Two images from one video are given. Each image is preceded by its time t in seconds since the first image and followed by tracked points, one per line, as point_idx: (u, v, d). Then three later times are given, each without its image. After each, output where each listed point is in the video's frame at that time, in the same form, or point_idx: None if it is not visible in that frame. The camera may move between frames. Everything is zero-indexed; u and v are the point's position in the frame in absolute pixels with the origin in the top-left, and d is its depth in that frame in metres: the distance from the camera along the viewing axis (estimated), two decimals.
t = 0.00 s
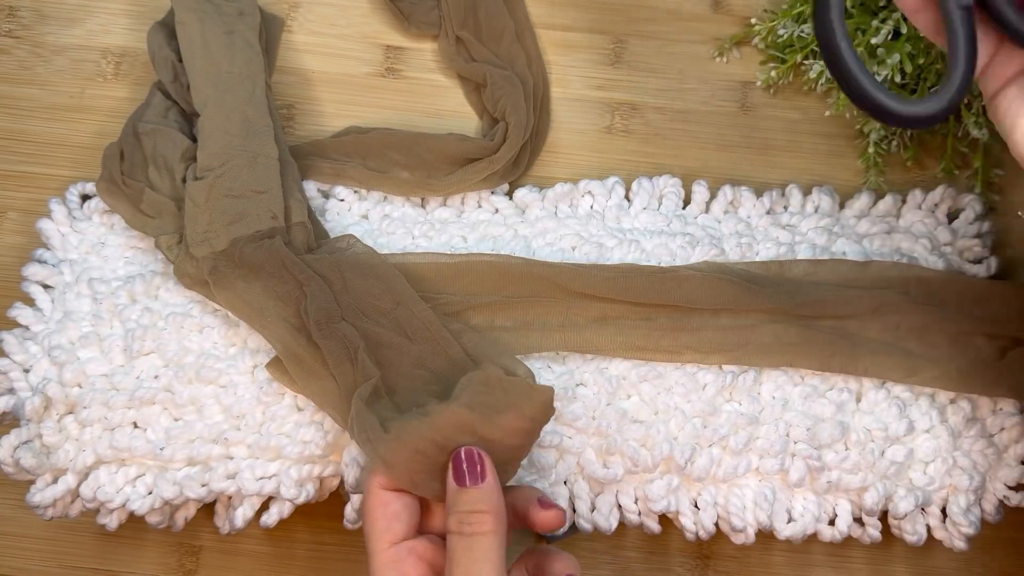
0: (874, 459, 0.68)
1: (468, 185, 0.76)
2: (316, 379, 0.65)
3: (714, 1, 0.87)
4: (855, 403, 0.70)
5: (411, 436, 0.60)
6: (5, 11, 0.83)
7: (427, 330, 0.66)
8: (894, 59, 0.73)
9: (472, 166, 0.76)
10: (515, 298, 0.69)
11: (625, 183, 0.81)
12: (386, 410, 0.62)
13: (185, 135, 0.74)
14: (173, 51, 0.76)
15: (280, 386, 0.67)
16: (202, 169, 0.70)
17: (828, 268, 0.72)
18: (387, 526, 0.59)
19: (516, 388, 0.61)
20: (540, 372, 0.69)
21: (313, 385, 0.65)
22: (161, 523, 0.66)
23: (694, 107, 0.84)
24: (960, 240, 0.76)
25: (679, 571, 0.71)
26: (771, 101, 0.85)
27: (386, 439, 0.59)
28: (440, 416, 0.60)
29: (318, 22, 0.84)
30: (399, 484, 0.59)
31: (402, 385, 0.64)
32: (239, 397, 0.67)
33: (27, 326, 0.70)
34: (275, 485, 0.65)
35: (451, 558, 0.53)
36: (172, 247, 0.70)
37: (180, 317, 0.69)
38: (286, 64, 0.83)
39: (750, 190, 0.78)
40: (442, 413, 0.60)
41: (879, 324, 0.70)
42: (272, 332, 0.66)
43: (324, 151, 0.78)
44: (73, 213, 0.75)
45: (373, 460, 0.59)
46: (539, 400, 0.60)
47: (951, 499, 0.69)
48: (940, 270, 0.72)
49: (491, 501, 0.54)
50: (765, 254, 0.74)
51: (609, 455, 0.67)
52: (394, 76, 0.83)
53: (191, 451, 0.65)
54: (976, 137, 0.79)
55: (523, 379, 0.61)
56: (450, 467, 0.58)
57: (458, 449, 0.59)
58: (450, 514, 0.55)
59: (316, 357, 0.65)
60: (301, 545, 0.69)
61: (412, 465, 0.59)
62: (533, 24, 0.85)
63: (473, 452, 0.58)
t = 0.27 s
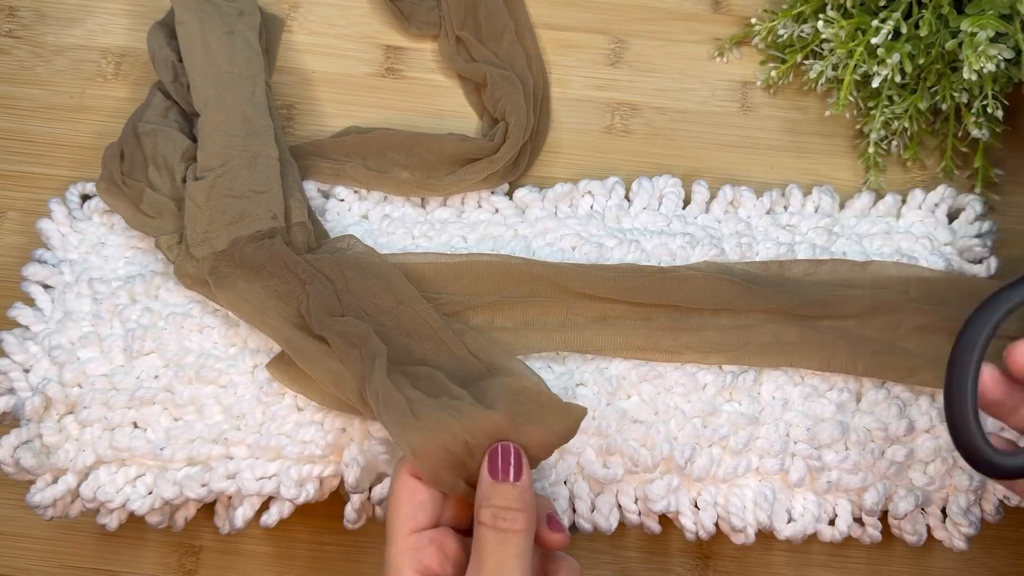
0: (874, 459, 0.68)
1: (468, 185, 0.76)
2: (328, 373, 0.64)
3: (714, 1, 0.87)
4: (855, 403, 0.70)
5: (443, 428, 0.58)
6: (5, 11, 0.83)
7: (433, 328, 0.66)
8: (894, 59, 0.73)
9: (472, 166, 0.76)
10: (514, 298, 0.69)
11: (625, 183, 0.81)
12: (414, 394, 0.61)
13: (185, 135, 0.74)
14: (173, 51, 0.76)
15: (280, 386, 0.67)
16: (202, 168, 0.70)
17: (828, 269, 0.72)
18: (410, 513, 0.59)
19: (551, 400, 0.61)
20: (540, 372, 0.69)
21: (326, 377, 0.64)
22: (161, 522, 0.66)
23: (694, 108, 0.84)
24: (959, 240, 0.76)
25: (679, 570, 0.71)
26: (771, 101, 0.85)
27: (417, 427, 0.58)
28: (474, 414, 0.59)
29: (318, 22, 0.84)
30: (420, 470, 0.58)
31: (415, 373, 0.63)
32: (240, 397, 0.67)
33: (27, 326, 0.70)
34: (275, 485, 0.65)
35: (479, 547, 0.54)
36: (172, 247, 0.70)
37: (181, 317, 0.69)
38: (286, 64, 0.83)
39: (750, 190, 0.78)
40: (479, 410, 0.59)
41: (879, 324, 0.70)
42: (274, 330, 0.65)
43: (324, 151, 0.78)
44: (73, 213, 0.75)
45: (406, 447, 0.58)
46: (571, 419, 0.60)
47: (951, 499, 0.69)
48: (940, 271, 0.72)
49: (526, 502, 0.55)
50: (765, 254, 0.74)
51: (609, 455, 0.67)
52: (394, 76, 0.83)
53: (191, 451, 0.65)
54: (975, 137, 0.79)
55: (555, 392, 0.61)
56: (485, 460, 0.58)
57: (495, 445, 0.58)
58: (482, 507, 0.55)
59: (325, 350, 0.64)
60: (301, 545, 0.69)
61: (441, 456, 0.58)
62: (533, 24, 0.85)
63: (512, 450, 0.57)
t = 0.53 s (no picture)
0: (874, 459, 0.68)
1: (468, 185, 0.76)
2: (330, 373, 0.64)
3: (714, 1, 0.87)
4: (855, 402, 0.70)
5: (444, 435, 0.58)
6: (5, 11, 0.83)
7: (434, 323, 0.66)
8: (894, 59, 0.73)
9: (472, 166, 0.76)
10: (514, 299, 0.69)
11: (625, 183, 0.81)
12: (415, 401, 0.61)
13: (185, 135, 0.74)
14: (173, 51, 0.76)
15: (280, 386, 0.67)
16: (202, 169, 0.70)
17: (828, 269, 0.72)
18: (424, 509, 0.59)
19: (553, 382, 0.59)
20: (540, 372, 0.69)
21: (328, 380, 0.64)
22: (161, 523, 0.66)
23: (694, 107, 0.84)
24: (959, 240, 0.76)
25: (679, 570, 0.71)
26: (771, 101, 0.85)
27: (421, 437, 0.59)
28: (476, 416, 0.59)
29: (318, 22, 0.84)
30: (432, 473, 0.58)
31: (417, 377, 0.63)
32: (240, 396, 0.67)
33: (27, 326, 0.70)
34: (275, 485, 0.65)
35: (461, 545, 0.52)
36: (173, 247, 0.70)
37: (181, 317, 0.69)
38: (286, 64, 0.83)
39: (750, 190, 0.78)
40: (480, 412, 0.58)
41: (879, 324, 0.70)
42: (275, 332, 0.65)
43: (324, 151, 0.78)
44: (73, 213, 0.75)
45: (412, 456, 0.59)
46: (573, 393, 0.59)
47: (951, 499, 0.69)
48: (940, 271, 0.72)
49: (505, 495, 0.53)
50: (765, 254, 0.74)
51: (609, 455, 0.67)
52: (394, 76, 0.83)
53: (191, 451, 0.65)
54: (975, 137, 0.79)
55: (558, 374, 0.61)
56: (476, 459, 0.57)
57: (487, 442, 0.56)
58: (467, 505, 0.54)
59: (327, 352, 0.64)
60: (301, 545, 0.69)
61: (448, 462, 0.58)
62: (533, 24, 0.85)
63: (500, 444, 0.56)
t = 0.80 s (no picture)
0: (874, 459, 0.68)
1: (468, 185, 0.76)
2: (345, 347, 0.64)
3: (714, 1, 0.87)
4: (855, 402, 0.70)
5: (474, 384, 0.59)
6: (5, 10, 0.83)
7: (444, 299, 0.66)
8: (894, 59, 0.73)
9: (472, 166, 0.76)
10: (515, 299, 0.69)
11: (625, 183, 0.81)
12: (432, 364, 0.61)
13: (185, 135, 0.74)
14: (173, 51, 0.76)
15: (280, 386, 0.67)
16: (202, 169, 0.70)
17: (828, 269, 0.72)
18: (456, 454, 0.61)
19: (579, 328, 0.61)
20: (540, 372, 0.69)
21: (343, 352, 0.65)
22: (161, 522, 0.65)
23: (694, 107, 0.84)
24: (959, 240, 0.76)
25: (679, 570, 0.71)
26: (771, 101, 0.85)
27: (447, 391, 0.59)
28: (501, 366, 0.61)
29: (318, 22, 0.84)
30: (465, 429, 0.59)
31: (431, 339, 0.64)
32: (240, 396, 0.67)
33: (27, 326, 0.70)
34: (275, 484, 0.65)
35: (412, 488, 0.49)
36: (173, 247, 0.70)
37: (181, 317, 0.69)
38: (286, 63, 0.83)
39: (750, 190, 0.78)
40: (515, 360, 0.61)
41: (879, 324, 0.70)
42: (281, 320, 0.66)
43: (324, 151, 0.78)
44: (73, 214, 0.75)
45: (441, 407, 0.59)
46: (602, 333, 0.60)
47: (951, 499, 0.69)
48: (940, 271, 0.72)
49: (454, 442, 0.47)
50: (765, 254, 0.74)
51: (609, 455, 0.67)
52: (394, 76, 0.83)
53: (191, 451, 0.65)
54: (975, 137, 0.79)
55: (579, 323, 0.61)
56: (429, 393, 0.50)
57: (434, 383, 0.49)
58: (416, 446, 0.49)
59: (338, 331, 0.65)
60: (301, 545, 0.69)
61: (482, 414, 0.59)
62: (533, 24, 0.85)
63: (455, 384, 0.49)
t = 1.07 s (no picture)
0: (874, 459, 0.68)
1: (468, 185, 0.76)
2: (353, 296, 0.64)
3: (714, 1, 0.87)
4: (854, 402, 0.70)
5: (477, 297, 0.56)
6: (5, 10, 0.82)
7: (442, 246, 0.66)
8: (894, 59, 0.73)
9: (472, 166, 0.76)
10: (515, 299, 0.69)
11: (625, 183, 0.81)
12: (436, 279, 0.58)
13: (185, 136, 0.74)
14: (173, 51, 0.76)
15: (280, 386, 0.67)
16: (203, 168, 0.70)
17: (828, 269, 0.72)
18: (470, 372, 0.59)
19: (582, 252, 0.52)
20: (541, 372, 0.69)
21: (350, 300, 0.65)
22: (161, 522, 0.65)
23: (694, 107, 0.84)
24: (959, 240, 0.76)
25: (678, 570, 0.71)
26: (771, 101, 0.85)
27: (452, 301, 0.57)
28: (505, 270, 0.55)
29: (318, 21, 0.84)
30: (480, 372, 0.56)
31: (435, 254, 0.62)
32: (240, 396, 0.67)
33: (27, 326, 0.70)
34: (275, 484, 0.64)
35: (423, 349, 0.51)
36: (175, 247, 0.70)
37: (181, 317, 0.69)
38: (286, 63, 0.83)
39: (750, 190, 0.78)
40: (519, 288, 0.52)
41: (878, 325, 0.70)
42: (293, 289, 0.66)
43: (324, 151, 0.78)
44: (73, 214, 0.75)
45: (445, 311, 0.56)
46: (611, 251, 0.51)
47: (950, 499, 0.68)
48: (940, 271, 0.72)
49: (468, 305, 0.49)
50: (765, 254, 0.74)
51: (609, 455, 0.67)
52: (394, 76, 0.83)
53: (191, 450, 0.65)
54: (975, 137, 0.79)
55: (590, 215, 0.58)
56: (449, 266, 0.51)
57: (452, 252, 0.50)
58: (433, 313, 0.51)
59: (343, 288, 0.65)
60: (301, 545, 0.69)
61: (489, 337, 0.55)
62: (533, 24, 0.85)
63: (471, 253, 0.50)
